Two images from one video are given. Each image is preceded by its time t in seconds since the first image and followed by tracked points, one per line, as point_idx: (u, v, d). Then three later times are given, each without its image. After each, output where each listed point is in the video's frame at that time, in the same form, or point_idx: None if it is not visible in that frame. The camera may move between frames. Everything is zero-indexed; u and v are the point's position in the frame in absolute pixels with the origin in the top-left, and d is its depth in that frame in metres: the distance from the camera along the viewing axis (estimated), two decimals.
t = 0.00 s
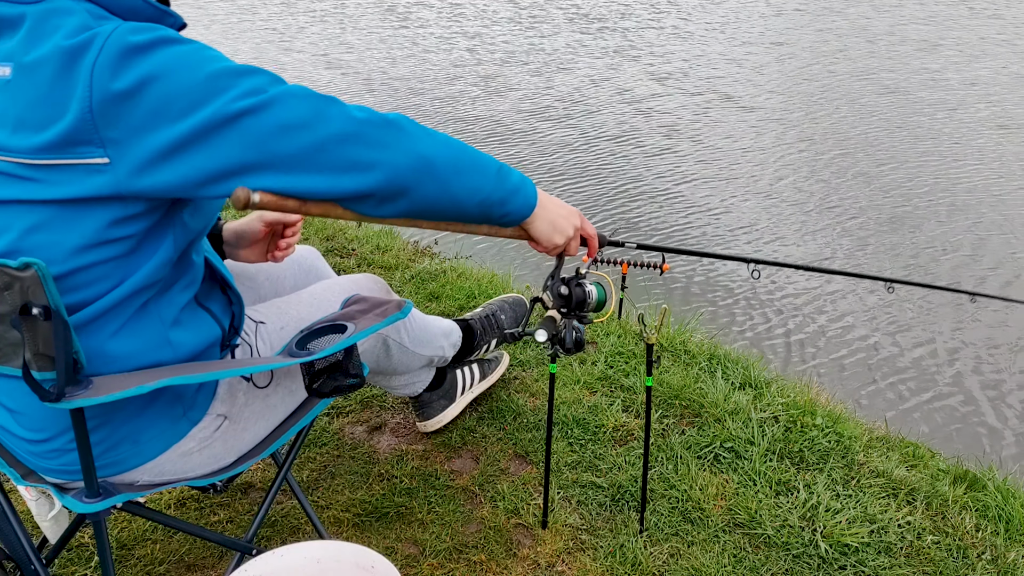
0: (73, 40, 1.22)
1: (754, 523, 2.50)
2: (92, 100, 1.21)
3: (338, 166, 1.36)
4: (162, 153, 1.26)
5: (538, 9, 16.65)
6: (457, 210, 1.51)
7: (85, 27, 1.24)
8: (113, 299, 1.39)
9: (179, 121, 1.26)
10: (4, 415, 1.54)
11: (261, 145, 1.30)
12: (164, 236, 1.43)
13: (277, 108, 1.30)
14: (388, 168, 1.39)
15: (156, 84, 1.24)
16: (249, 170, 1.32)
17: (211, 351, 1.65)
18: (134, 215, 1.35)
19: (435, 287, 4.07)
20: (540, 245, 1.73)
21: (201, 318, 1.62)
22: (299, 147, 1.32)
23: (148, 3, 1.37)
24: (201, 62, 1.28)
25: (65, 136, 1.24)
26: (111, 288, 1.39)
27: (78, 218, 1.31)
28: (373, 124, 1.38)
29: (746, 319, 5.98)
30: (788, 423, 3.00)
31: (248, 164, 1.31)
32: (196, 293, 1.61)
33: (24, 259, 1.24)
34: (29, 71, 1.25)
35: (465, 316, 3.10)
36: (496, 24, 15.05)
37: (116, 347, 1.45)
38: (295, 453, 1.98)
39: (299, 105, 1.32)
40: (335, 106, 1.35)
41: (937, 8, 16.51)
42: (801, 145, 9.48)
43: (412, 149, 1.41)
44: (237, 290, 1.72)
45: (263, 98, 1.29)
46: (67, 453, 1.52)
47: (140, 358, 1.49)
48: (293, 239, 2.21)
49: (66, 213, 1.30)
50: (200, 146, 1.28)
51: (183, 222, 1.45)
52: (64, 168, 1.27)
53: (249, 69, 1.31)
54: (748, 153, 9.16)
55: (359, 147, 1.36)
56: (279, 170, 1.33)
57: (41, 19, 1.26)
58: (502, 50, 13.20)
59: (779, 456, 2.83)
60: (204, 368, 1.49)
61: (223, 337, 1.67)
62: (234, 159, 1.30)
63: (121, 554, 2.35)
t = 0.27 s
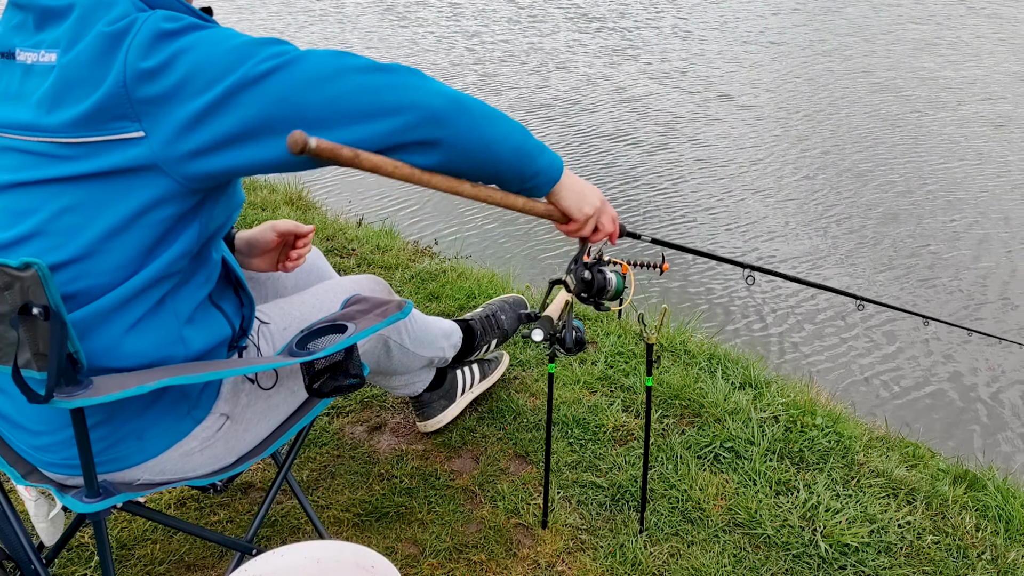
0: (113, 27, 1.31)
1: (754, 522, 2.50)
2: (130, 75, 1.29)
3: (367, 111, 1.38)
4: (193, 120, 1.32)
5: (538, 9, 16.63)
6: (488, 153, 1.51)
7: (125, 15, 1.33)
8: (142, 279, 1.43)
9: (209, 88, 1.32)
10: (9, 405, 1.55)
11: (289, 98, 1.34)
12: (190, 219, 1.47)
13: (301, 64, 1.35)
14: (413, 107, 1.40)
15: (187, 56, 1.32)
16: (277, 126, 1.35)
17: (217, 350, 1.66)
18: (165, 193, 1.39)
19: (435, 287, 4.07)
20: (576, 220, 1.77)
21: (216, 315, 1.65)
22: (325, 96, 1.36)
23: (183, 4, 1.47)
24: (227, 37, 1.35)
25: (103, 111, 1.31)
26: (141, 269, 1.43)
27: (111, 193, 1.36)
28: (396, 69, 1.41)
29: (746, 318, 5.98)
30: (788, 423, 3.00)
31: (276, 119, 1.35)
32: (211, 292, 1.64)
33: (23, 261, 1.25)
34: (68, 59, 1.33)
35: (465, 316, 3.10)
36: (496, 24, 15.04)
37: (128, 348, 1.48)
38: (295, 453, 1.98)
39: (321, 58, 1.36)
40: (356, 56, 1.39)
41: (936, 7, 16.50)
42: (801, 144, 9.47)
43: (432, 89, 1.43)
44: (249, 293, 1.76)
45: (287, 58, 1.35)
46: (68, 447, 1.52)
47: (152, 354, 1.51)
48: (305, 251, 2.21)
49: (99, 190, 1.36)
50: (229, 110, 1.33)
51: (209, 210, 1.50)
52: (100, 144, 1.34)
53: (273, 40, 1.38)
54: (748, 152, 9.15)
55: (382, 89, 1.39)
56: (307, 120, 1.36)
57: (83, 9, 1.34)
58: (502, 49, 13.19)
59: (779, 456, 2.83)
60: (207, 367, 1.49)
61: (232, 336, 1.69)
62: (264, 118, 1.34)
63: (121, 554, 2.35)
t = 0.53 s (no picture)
0: (122, 22, 1.32)
1: (754, 523, 2.50)
2: (138, 68, 1.30)
3: (372, 105, 1.38)
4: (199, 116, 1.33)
5: (537, 8, 16.63)
6: (499, 145, 1.48)
7: (134, 11, 1.34)
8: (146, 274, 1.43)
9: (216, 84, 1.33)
10: (10, 404, 1.55)
11: (295, 93, 1.35)
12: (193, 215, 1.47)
13: (308, 59, 1.36)
14: (420, 100, 1.40)
15: (194, 53, 1.33)
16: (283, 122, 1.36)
17: (218, 347, 1.66)
18: (168, 186, 1.39)
19: (435, 287, 4.07)
20: (616, 177, 1.77)
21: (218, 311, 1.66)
22: (331, 90, 1.36)
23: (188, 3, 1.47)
24: (235, 33, 1.37)
25: (108, 106, 1.31)
26: (142, 262, 1.43)
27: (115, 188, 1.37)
28: (401, 66, 1.42)
29: (746, 318, 5.98)
30: (788, 423, 3.00)
31: (282, 115, 1.36)
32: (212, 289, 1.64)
33: (25, 259, 1.25)
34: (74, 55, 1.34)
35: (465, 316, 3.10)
36: (496, 23, 15.04)
37: (130, 343, 1.46)
38: (295, 453, 1.98)
39: (326, 54, 1.37)
40: (361, 52, 1.40)
41: (935, 6, 16.50)
42: (801, 143, 9.46)
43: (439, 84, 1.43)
44: (250, 289, 1.76)
45: (293, 54, 1.36)
46: (69, 445, 1.52)
47: (154, 351, 1.50)
48: (304, 260, 2.22)
49: (103, 184, 1.36)
50: (236, 103, 1.34)
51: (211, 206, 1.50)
52: (106, 137, 1.34)
53: (279, 37, 1.39)
54: (748, 151, 9.15)
55: (388, 84, 1.39)
56: (313, 115, 1.37)
57: (93, 7, 1.34)
58: (502, 48, 13.18)
59: (779, 456, 2.83)
60: (208, 368, 1.49)
61: (233, 332, 1.70)
62: (270, 112, 1.35)
63: (121, 554, 2.35)
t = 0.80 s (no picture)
0: (120, 22, 1.32)
1: (754, 523, 2.50)
2: (135, 68, 1.30)
3: (369, 112, 1.40)
4: (197, 117, 1.33)
5: (538, 8, 16.64)
6: (489, 150, 1.52)
7: (130, 11, 1.34)
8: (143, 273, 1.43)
9: (214, 85, 1.33)
10: (11, 405, 1.56)
11: (293, 99, 1.36)
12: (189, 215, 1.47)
13: (305, 64, 1.37)
14: (416, 105, 1.42)
15: (193, 54, 1.33)
16: (280, 126, 1.38)
17: (217, 346, 1.67)
18: (165, 186, 1.39)
19: (435, 287, 4.07)
20: (604, 181, 1.78)
21: (214, 310, 1.66)
22: (329, 97, 1.38)
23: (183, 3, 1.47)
24: (233, 36, 1.37)
25: (106, 106, 1.32)
26: (139, 262, 1.43)
27: (114, 188, 1.37)
28: (397, 72, 1.43)
29: (746, 317, 5.98)
30: (788, 423, 3.00)
31: (279, 119, 1.37)
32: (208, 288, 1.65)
33: (23, 260, 1.25)
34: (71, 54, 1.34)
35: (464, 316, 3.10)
36: (496, 23, 15.05)
37: (127, 343, 1.46)
38: (295, 452, 1.98)
39: (324, 60, 1.38)
40: (358, 58, 1.41)
41: (934, 6, 16.51)
42: (801, 142, 9.46)
43: (433, 89, 1.45)
44: (247, 288, 1.76)
45: (291, 59, 1.37)
46: (68, 445, 1.52)
47: (151, 351, 1.50)
48: (304, 262, 2.23)
49: (100, 183, 1.36)
50: (234, 105, 1.34)
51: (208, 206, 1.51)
52: (103, 137, 1.34)
53: (276, 39, 1.40)
54: (748, 151, 9.15)
55: (385, 90, 1.41)
56: (311, 119, 1.38)
57: (88, 6, 1.35)
58: (502, 48, 13.19)
59: (779, 456, 2.83)
60: (206, 368, 1.49)
61: (231, 331, 1.70)
62: (267, 116, 1.36)
63: (121, 554, 2.35)
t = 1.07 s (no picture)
0: (118, 22, 1.32)
1: (754, 523, 2.50)
2: (134, 68, 1.30)
3: (369, 112, 1.40)
4: (197, 117, 1.33)
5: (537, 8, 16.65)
6: (488, 149, 1.52)
7: (129, 12, 1.34)
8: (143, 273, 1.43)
9: (213, 86, 1.33)
10: (11, 405, 1.55)
11: (292, 98, 1.36)
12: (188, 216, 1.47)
13: (304, 64, 1.37)
14: (416, 105, 1.42)
15: (192, 54, 1.33)
16: (279, 126, 1.38)
17: (217, 346, 1.67)
18: (164, 186, 1.39)
19: (435, 287, 4.07)
20: (604, 178, 1.78)
21: (214, 311, 1.66)
22: (329, 96, 1.37)
23: (181, 3, 1.46)
24: (231, 36, 1.37)
25: (105, 106, 1.31)
26: (138, 262, 1.43)
27: (114, 187, 1.37)
28: (396, 72, 1.43)
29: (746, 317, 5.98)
30: (788, 423, 3.00)
31: (279, 119, 1.37)
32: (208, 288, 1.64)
33: (23, 261, 1.25)
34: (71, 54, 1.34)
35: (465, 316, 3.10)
36: (496, 22, 15.06)
37: (126, 343, 1.46)
38: (295, 453, 1.98)
39: (324, 60, 1.39)
40: (357, 58, 1.41)
41: (933, 6, 16.53)
42: (801, 141, 9.46)
43: (433, 89, 1.45)
44: (247, 289, 1.76)
45: (290, 59, 1.37)
46: (68, 445, 1.52)
47: (150, 351, 1.50)
48: (304, 263, 2.23)
49: (99, 183, 1.36)
50: (234, 106, 1.34)
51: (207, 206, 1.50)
52: (102, 137, 1.34)
53: (274, 40, 1.40)
54: (747, 150, 9.15)
55: (384, 89, 1.41)
56: (311, 119, 1.38)
57: (87, 6, 1.35)
58: (502, 47, 13.19)
59: (779, 456, 2.83)
60: (206, 368, 1.49)
61: (230, 332, 1.70)
62: (266, 116, 1.36)
63: (121, 554, 2.35)
